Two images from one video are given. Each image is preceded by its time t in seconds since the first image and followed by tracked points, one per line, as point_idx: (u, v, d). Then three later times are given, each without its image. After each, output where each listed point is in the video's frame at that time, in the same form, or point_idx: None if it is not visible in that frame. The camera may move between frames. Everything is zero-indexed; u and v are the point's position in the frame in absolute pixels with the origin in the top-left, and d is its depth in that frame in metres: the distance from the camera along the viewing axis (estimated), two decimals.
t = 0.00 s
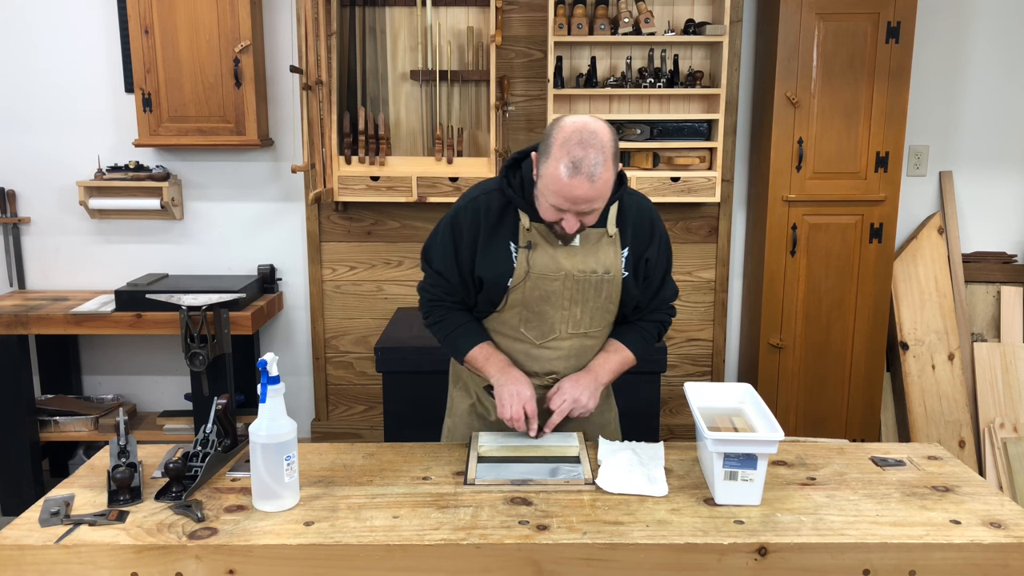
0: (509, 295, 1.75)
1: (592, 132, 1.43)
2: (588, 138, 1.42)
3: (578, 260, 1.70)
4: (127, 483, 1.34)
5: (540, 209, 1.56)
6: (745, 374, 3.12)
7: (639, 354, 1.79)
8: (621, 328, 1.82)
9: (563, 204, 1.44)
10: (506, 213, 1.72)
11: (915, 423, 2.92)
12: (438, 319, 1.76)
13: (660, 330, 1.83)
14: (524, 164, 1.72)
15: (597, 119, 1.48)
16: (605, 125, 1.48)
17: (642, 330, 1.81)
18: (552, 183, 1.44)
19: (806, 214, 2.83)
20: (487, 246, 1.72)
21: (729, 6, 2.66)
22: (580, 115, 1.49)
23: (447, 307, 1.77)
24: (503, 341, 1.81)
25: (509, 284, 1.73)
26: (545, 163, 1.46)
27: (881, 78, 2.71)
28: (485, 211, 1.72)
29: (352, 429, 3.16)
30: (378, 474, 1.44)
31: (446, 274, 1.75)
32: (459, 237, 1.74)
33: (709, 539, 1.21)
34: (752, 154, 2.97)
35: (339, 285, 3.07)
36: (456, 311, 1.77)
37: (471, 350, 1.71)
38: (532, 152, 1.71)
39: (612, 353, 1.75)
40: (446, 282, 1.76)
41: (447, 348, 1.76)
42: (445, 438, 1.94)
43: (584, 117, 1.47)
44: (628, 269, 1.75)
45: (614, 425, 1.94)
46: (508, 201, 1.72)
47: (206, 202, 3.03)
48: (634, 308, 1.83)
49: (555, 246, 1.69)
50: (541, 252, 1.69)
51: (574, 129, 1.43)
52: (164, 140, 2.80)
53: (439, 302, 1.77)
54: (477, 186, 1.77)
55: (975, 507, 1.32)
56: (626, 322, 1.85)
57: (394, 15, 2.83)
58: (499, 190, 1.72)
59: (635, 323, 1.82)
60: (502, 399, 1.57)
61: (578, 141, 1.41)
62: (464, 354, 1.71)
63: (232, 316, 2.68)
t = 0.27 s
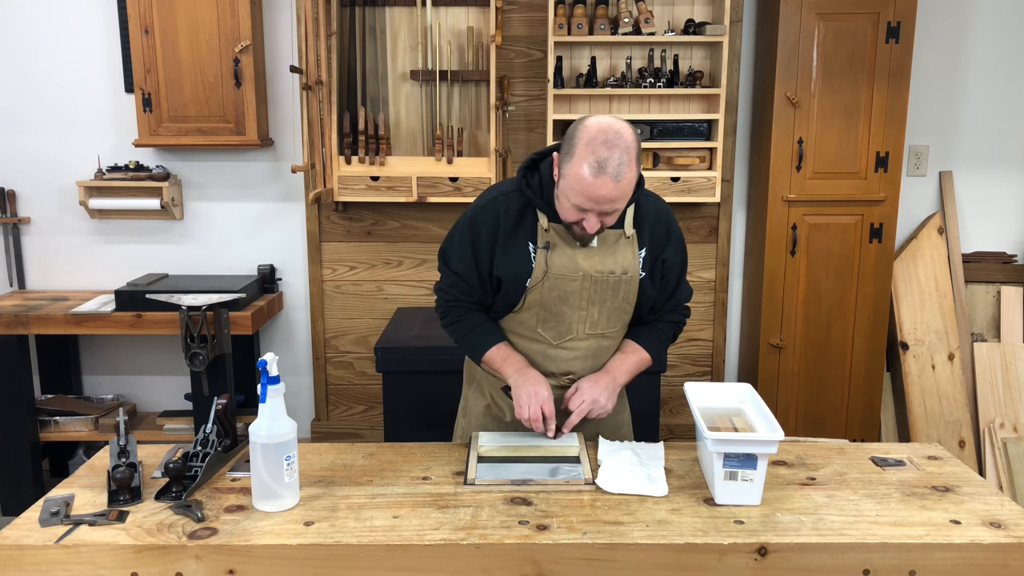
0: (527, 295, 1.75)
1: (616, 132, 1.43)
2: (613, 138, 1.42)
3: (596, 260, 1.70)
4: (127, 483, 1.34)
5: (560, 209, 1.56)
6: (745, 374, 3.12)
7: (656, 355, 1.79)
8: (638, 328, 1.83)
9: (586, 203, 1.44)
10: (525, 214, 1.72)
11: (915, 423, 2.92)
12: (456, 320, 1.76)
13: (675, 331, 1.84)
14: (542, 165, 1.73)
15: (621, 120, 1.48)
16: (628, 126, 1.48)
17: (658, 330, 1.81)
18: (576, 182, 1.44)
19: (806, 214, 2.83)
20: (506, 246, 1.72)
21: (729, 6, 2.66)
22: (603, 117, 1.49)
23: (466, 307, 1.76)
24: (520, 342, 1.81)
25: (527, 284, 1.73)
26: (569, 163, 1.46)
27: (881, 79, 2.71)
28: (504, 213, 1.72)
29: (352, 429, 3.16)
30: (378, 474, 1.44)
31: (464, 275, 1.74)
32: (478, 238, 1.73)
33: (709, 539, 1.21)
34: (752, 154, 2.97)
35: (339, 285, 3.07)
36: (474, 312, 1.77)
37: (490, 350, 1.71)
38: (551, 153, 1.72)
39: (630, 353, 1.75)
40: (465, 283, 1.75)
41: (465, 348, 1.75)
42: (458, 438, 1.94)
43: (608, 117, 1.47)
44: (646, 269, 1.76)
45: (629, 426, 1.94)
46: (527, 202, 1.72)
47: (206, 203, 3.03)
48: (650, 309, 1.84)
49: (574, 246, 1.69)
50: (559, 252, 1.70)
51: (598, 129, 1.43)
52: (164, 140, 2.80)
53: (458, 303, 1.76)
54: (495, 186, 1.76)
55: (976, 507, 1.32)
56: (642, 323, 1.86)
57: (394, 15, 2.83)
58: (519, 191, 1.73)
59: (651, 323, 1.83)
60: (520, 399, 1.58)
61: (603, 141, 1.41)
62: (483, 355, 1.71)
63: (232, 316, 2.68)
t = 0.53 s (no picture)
0: (510, 294, 1.75)
1: (597, 127, 1.43)
2: (594, 133, 1.42)
3: (580, 259, 1.70)
4: (127, 483, 1.34)
5: (542, 204, 1.56)
6: (745, 373, 3.12)
7: (640, 353, 1.80)
8: (623, 327, 1.83)
9: (567, 198, 1.45)
10: (508, 212, 1.71)
11: (915, 423, 2.92)
12: (440, 318, 1.75)
13: (661, 329, 1.84)
14: (526, 162, 1.72)
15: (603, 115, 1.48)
16: (611, 122, 1.48)
17: (643, 329, 1.82)
18: (556, 177, 1.44)
19: (806, 214, 2.83)
20: (489, 245, 1.71)
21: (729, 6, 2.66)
22: (585, 112, 1.49)
23: (449, 305, 1.76)
24: (503, 341, 1.81)
25: (511, 283, 1.73)
26: (550, 158, 1.46)
27: (881, 78, 2.71)
28: (487, 211, 1.70)
29: (352, 429, 3.16)
30: (378, 474, 1.44)
31: (448, 273, 1.73)
32: (461, 236, 1.72)
33: (709, 539, 1.21)
34: (752, 154, 2.97)
35: (339, 285, 3.07)
36: (458, 310, 1.76)
37: (473, 349, 1.71)
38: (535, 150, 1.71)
39: (614, 352, 1.76)
40: (448, 281, 1.74)
41: (449, 347, 1.75)
42: (445, 437, 1.94)
43: (590, 113, 1.47)
44: (630, 268, 1.75)
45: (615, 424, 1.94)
46: (511, 200, 1.71)
47: (207, 203, 3.03)
48: (636, 307, 1.84)
49: (557, 245, 1.69)
50: (542, 251, 1.69)
51: (579, 124, 1.43)
52: (164, 140, 2.80)
53: (441, 301, 1.75)
54: (479, 184, 1.75)
55: (976, 507, 1.32)
56: (627, 321, 1.86)
57: (394, 15, 2.83)
58: (502, 189, 1.72)
59: (636, 321, 1.83)
60: (502, 399, 1.58)
61: (583, 136, 1.41)
62: (467, 354, 1.71)
63: (232, 316, 2.68)
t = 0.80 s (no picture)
0: (477, 292, 1.76)
1: (556, 125, 1.43)
2: (552, 131, 1.42)
3: (546, 257, 1.70)
4: (127, 483, 1.34)
5: (507, 204, 1.56)
6: (745, 373, 3.12)
7: (610, 353, 1.77)
8: (593, 326, 1.81)
9: (527, 198, 1.45)
10: (475, 210, 1.72)
11: (915, 423, 2.92)
12: (408, 316, 1.76)
13: (633, 330, 1.81)
14: (494, 161, 1.73)
15: (563, 114, 1.48)
16: (571, 120, 1.48)
17: (614, 328, 1.79)
18: (516, 177, 1.44)
19: (806, 214, 2.83)
20: (456, 243, 1.73)
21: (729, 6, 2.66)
22: (547, 110, 1.49)
23: (417, 303, 1.76)
24: (472, 339, 1.82)
25: (477, 281, 1.74)
26: (510, 158, 1.46)
27: (881, 79, 2.71)
28: (453, 209, 1.71)
29: (352, 429, 3.16)
30: (378, 474, 1.44)
31: (416, 270, 1.74)
32: (428, 234, 1.73)
33: (709, 539, 1.21)
34: (752, 154, 2.97)
35: (339, 285, 3.07)
36: (426, 307, 1.77)
37: (440, 347, 1.71)
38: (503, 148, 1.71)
39: (583, 352, 1.74)
40: (416, 279, 1.75)
41: (417, 345, 1.76)
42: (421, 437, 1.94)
43: (550, 111, 1.47)
44: (598, 266, 1.75)
45: (589, 421, 1.94)
46: (477, 198, 1.72)
47: (207, 203, 3.03)
48: (606, 306, 1.82)
49: (523, 243, 1.70)
50: (508, 249, 1.70)
51: (537, 123, 1.43)
52: (164, 140, 2.80)
53: (409, 299, 1.76)
54: (447, 182, 1.76)
55: (976, 507, 1.32)
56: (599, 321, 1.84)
57: (394, 15, 2.83)
58: (469, 187, 1.73)
59: (606, 321, 1.81)
60: (464, 398, 1.57)
61: (541, 135, 1.42)
62: (433, 352, 1.71)
63: (232, 316, 2.68)
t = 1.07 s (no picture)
0: (462, 292, 1.75)
1: (533, 122, 1.44)
2: (529, 128, 1.43)
3: (531, 256, 1.70)
4: (127, 483, 1.34)
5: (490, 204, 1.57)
6: (745, 373, 3.12)
7: (598, 352, 1.76)
8: (581, 325, 1.81)
9: (508, 196, 1.45)
10: (459, 210, 1.73)
11: (915, 423, 2.92)
12: (395, 316, 1.76)
13: (622, 328, 1.80)
14: (478, 161, 1.74)
15: (541, 111, 1.49)
16: (548, 118, 1.49)
17: (602, 327, 1.78)
18: (496, 175, 1.45)
19: (806, 214, 2.83)
20: (441, 243, 1.73)
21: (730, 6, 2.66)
22: (524, 108, 1.51)
23: (403, 303, 1.77)
24: (459, 339, 1.81)
25: (463, 280, 1.74)
26: (489, 157, 1.47)
27: (881, 79, 2.71)
28: (438, 209, 1.72)
29: (351, 429, 3.16)
30: (378, 474, 1.44)
31: (402, 271, 1.74)
32: (413, 234, 1.74)
33: (709, 539, 1.21)
34: (751, 154, 2.97)
35: (339, 285, 3.07)
36: (412, 307, 1.77)
37: (426, 347, 1.71)
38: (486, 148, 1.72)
39: (570, 352, 1.73)
40: (402, 280, 1.76)
41: (404, 345, 1.76)
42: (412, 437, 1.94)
43: (527, 109, 1.48)
44: (584, 265, 1.75)
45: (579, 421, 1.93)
46: (462, 198, 1.73)
47: (207, 203, 3.03)
48: (592, 305, 1.82)
49: (508, 242, 1.70)
50: (493, 249, 1.71)
51: (515, 121, 1.45)
52: (164, 140, 2.80)
53: (396, 299, 1.77)
54: (432, 182, 1.77)
55: (976, 507, 1.31)
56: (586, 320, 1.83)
57: (394, 15, 2.83)
58: (454, 187, 1.73)
59: (594, 320, 1.80)
60: (450, 399, 1.58)
61: (519, 132, 1.43)
62: (420, 352, 1.72)
63: (232, 316, 2.68)
